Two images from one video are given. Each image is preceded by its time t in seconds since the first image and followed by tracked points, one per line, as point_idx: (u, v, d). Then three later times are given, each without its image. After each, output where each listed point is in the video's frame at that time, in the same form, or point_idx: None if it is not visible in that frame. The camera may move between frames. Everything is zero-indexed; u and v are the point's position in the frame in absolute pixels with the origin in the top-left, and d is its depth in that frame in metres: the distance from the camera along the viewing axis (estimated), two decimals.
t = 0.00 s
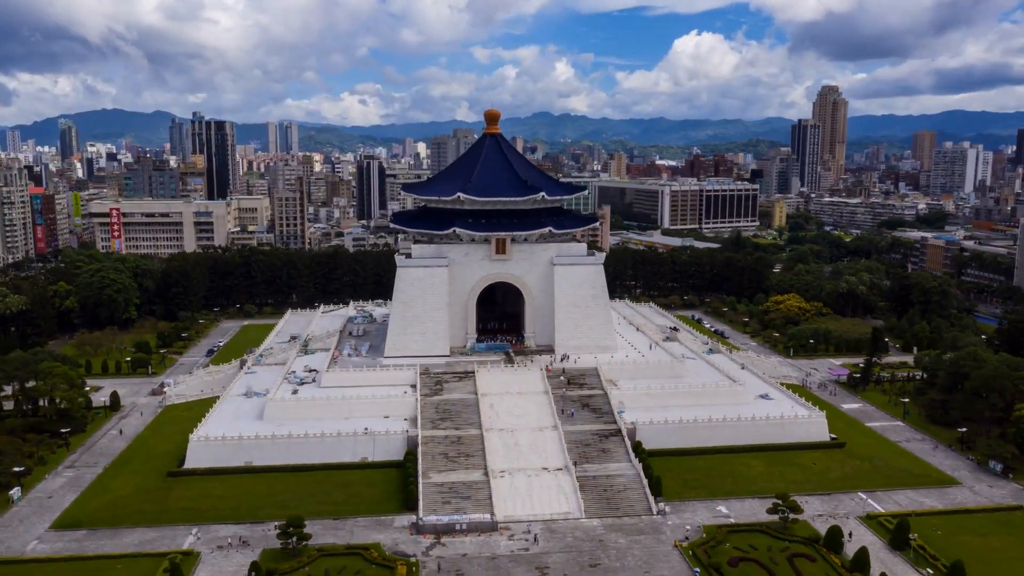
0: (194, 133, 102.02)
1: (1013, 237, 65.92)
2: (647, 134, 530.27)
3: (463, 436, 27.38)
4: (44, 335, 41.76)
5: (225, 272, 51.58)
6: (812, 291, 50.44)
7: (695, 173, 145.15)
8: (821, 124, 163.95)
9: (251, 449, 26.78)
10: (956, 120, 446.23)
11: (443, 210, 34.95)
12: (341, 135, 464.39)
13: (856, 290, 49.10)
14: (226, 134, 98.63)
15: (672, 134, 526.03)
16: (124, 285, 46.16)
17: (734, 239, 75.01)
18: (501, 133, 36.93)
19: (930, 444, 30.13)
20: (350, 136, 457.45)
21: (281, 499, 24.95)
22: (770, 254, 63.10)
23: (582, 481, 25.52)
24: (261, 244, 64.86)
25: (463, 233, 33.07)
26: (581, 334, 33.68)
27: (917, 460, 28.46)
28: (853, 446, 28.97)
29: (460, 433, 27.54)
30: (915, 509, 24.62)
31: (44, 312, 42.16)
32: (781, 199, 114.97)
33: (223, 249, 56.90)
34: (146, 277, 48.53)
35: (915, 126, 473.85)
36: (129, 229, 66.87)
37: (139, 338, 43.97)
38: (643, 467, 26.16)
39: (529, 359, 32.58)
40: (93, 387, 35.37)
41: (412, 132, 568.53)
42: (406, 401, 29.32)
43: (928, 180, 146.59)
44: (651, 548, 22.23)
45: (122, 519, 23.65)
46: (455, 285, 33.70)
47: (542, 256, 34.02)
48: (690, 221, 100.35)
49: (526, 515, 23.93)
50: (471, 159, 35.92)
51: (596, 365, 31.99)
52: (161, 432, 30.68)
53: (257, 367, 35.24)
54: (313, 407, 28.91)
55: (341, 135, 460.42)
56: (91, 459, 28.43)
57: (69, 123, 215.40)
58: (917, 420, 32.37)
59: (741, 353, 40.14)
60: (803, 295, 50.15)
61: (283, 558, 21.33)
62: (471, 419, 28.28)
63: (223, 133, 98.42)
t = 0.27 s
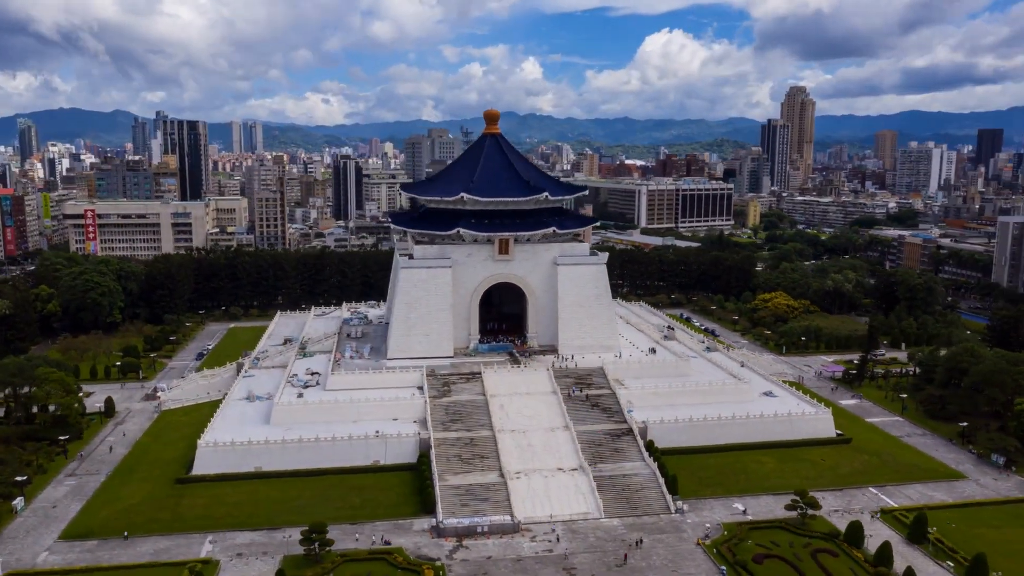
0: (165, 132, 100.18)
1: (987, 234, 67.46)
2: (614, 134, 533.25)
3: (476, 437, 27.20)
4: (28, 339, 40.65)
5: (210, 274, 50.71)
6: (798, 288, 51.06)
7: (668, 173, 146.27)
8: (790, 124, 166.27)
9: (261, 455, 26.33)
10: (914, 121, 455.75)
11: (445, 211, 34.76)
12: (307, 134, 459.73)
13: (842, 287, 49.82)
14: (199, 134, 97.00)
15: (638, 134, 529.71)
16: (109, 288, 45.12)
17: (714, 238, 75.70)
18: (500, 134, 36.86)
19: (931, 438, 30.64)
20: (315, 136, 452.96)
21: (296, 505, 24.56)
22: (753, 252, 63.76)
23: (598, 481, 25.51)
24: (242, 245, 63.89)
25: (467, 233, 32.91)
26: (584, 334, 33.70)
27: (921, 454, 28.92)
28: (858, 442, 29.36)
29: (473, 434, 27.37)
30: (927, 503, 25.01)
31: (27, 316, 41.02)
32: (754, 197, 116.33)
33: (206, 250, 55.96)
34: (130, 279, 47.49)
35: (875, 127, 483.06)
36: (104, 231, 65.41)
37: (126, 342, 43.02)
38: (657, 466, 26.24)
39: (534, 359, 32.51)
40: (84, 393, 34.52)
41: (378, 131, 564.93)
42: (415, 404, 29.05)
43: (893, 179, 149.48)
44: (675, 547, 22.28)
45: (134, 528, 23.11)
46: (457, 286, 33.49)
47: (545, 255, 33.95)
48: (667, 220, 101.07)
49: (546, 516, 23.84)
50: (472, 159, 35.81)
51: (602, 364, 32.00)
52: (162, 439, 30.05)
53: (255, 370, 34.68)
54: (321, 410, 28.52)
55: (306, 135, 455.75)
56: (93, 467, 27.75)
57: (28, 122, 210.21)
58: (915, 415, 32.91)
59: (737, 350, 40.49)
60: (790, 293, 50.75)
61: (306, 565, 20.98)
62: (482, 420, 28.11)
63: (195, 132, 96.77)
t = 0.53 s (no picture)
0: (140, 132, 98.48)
1: (964, 233, 68.73)
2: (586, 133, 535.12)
3: (486, 439, 27.07)
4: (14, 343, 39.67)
5: (197, 276, 49.94)
6: (787, 287, 51.58)
7: (645, 172, 147.05)
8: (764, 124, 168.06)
9: (269, 459, 25.93)
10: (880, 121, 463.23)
11: (444, 213, 34.32)
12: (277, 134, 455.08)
13: (830, 286, 50.41)
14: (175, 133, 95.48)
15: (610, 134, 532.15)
16: (95, 291, 44.20)
17: (698, 237, 76.21)
18: (496, 135, 36.47)
19: (930, 433, 31.08)
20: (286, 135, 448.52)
21: (308, 509, 24.23)
22: (738, 250, 64.33)
23: (611, 480, 25.50)
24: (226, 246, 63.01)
25: (468, 235, 32.55)
26: (586, 334, 33.69)
27: (924, 449, 29.32)
28: (862, 438, 29.68)
29: (483, 435, 27.23)
30: (935, 498, 25.33)
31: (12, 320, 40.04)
32: (731, 196, 117.41)
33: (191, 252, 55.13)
34: (116, 281, 46.52)
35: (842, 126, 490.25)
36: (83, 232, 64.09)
37: (114, 345, 42.17)
38: (669, 465, 26.29)
39: (537, 360, 32.43)
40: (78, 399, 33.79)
41: (349, 131, 561.14)
42: (422, 405, 28.81)
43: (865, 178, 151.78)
44: (694, 545, 22.34)
45: (145, 535, 22.61)
46: (459, 286, 33.30)
47: (546, 256, 33.90)
48: (647, 220, 101.60)
49: (563, 517, 23.78)
50: (469, 161, 35.41)
51: (606, 364, 32.03)
52: (163, 445, 29.48)
53: (253, 374, 34.21)
54: (328, 413, 28.17)
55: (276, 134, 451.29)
56: (94, 474, 27.14)
57: None
58: (913, 411, 33.35)
59: (733, 348, 40.78)
60: (779, 292, 51.25)
61: (327, 570, 20.71)
62: (491, 421, 27.98)
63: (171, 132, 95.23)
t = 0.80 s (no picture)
0: (109, 131, 96.36)
1: (938, 231, 70.18)
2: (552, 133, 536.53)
3: (498, 440, 26.91)
4: None
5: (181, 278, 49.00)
6: (773, 285, 52.15)
7: (617, 172, 147.82)
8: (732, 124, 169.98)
9: (280, 464, 25.48)
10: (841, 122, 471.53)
11: (445, 213, 34.13)
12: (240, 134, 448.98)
13: (815, 283, 51.07)
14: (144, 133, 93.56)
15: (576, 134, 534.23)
16: (78, 294, 43.10)
17: (677, 237, 76.77)
18: (495, 134, 36.34)
19: (929, 428, 31.60)
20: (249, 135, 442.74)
21: (323, 514, 23.86)
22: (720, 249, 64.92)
23: (627, 480, 25.50)
24: (205, 247, 61.88)
25: (471, 235, 32.37)
26: (588, 333, 33.69)
27: (925, 444, 29.79)
28: (865, 433, 30.08)
29: (495, 437, 27.07)
30: (943, 491, 25.74)
31: None
32: (705, 196, 118.56)
33: (172, 253, 54.06)
34: (98, 284, 45.45)
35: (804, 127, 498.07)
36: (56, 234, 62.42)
37: (100, 350, 41.17)
38: (682, 463, 26.37)
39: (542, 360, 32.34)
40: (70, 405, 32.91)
41: (314, 130, 555.84)
42: (430, 407, 28.55)
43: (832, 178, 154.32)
44: (716, 543, 22.42)
45: (159, 544, 22.05)
46: (462, 287, 33.09)
47: (548, 256, 33.82)
48: (623, 219, 102.14)
49: (582, 517, 23.72)
50: (469, 160, 35.26)
51: (610, 364, 32.04)
52: (164, 451, 28.80)
53: (251, 378, 33.67)
54: (336, 417, 27.77)
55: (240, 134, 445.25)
56: (95, 482, 26.42)
57: None
58: (909, 406, 33.88)
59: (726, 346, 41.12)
60: (766, 290, 51.81)
61: None
62: (501, 423, 27.81)
63: (141, 131, 93.31)
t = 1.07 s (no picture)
0: (81, 131, 94.50)
1: (916, 230, 71.42)
2: (523, 134, 536.95)
3: (509, 440, 26.80)
4: None
5: (167, 280, 48.17)
6: (760, 284, 52.63)
7: (592, 172, 148.24)
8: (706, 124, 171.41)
9: (290, 467, 25.12)
10: (807, 123, 478.05)
11: (449, 211, 34.19)
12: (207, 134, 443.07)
13: (802, 282, 51.60)
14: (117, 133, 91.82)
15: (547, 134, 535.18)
16: (63, 297, 42.13)
17: (659, 237, 77.19)
18: (495, 132, 36.53)
19: (927, 424, 32.06)
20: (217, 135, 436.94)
21: (337, 518, 23.54)
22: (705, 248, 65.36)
23: (639, 478, 25.52)
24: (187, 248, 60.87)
25: (475, 233, 32.39)
26: (590, 332, 33.72)
27: (926, 439, 30.19)
28: (867, 429, 30.43)
29: (505, 437, 26.95)
30: (948, 485, 26.09)
31: None
32: (681, 195, 119.39)
33: (155, 254, 53.13)
34: (84, 287, 44.80)
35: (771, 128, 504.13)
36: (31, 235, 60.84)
37: (87, 354, 40.29)
38: (692, 462, 26.49)
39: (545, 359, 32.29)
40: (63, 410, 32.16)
41: (282, 130, 550.19)
42: (438, 408, 28.35)
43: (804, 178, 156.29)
44: (734, 540, 22.51)
45: (172, 551, 21.60)
46: (463, 287, 32.93)
47: (549, 255, 33.78)
48: (602, 219, 102.47)
49: (598, 516, 23.71)
50: (471, 158, 35.39)
51: (614, 363, 32.06)
52: (165, 456, 28.24)
53: (250, 380, 33.17)
54: (344, 419, 27.44)
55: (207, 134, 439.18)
56: (97, 489, 25.82)
57: None
58: (905, 403, 34.36)
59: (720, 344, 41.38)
60: (753, 289, 52.23)
61: None
62: (510, 423, 27.69)
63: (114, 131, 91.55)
